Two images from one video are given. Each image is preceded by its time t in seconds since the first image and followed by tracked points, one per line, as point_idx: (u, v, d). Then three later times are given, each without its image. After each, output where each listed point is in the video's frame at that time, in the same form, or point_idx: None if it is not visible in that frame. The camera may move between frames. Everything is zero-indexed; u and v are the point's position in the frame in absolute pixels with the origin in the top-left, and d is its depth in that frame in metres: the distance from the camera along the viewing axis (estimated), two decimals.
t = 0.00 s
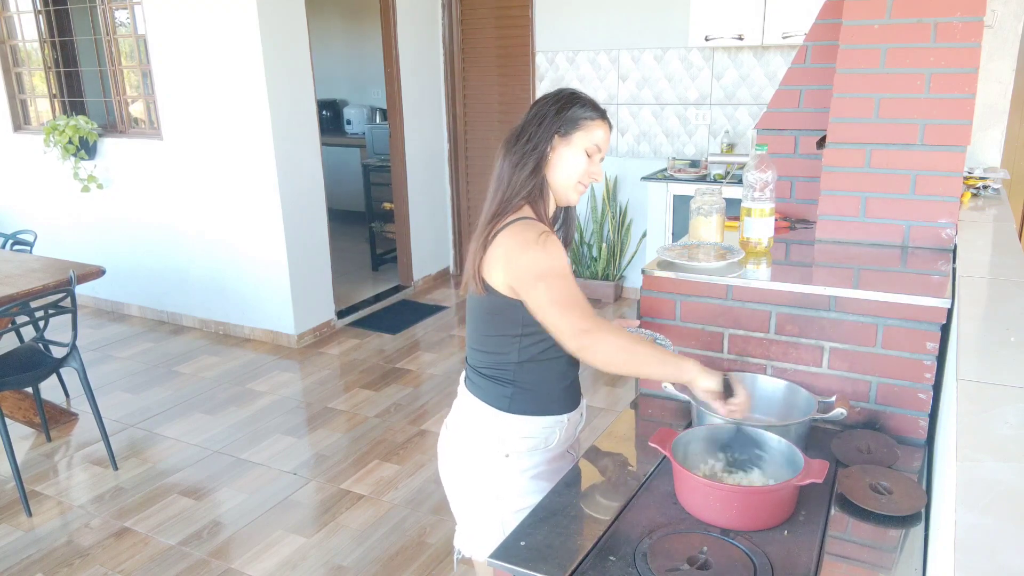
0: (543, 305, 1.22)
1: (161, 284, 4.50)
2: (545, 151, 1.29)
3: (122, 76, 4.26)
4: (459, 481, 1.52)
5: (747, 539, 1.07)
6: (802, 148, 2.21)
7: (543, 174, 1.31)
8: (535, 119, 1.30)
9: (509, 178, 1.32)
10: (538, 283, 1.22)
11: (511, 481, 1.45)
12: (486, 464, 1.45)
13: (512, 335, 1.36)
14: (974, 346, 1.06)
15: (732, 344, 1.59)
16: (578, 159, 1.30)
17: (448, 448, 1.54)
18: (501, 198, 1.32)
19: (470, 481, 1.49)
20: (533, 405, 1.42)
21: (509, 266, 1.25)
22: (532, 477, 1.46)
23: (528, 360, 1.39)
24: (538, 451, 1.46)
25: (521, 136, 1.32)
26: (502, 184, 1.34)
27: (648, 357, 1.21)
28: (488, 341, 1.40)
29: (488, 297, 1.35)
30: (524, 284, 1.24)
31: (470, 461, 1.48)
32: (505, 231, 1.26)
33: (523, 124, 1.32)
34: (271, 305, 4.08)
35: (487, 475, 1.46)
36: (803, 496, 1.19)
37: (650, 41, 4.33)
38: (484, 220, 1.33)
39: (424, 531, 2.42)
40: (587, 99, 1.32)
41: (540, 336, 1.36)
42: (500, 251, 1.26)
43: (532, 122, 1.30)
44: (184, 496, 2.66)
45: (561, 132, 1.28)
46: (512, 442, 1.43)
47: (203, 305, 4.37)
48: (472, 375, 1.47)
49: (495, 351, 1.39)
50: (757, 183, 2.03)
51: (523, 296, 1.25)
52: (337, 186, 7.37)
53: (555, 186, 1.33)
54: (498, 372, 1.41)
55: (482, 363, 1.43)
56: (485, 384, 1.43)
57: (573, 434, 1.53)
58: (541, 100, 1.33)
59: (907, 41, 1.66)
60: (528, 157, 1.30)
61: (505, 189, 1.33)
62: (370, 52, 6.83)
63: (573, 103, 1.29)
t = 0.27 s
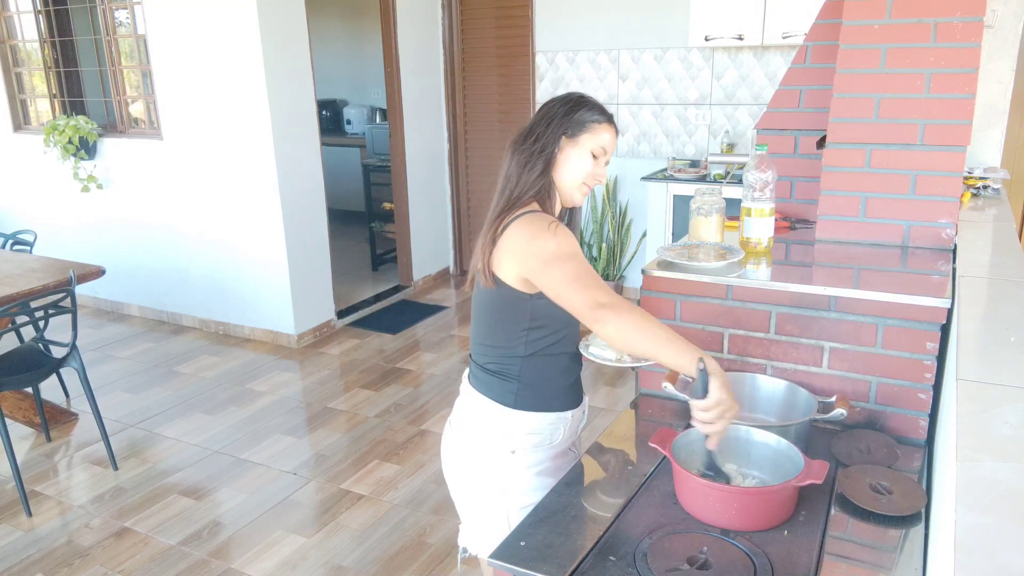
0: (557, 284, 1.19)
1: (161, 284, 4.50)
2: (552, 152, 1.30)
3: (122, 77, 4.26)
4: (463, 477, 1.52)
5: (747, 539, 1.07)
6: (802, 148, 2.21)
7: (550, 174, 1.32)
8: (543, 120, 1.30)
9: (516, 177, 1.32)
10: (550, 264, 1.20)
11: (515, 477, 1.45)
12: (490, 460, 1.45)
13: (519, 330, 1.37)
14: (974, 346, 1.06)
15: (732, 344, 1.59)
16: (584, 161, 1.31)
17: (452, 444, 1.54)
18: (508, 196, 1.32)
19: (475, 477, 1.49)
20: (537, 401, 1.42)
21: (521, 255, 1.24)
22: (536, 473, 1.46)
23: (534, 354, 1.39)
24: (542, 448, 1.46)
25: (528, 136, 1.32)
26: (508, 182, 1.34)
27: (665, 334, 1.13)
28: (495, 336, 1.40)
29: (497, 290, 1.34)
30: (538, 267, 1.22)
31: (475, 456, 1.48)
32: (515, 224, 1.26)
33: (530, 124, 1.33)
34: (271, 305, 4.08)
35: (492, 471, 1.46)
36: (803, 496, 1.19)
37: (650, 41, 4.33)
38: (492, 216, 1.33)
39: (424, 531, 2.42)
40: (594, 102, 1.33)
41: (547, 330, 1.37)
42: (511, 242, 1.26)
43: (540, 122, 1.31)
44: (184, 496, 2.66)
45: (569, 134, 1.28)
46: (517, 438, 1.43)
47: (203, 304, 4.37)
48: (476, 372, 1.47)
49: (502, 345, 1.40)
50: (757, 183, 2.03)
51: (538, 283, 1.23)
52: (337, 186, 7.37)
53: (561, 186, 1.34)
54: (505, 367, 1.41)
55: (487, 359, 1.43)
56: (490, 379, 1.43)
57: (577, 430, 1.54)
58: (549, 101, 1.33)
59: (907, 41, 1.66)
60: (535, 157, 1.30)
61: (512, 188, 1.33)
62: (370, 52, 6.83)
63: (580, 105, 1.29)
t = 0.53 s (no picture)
0: (555, 296, 1.17)
1: (161, 284, 4.51)
2: (548, 151, 1.29)
3: (122, 76, 4.26)
4: (467, 478, 1.52)
5: (747, 539, 1.07)
6: (802, 148, 2.21)
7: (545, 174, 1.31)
8: (537, 120, 1.30)
9: (512, 177, 1.32)
10: (548, 274, 1.18)
11: (519, 478, 1.46)
12: (496, 463, 1.46)
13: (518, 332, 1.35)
14: (974, 346, 1.06)
15: (733, 344, 1.59)
16: (580, 160, 1.30)
17: (455, 445, 1.54)
18: (504, 197, 1.32)
19: (479, 479, 1.50)
20: (540, 402, 1.42)
21: (519, 259, 1.23)
22: (540, 474, 1.47)
23: (534, 356, 1.38)
24: (545, 448, 1.46)
25: (523, 136, 1.32)
26: (504, 183, 1.34)
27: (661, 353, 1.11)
28: (494, 339, 1.39)
29: (497, 291, 1.33)
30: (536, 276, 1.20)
31: (479, 458, 1.49)
32: (513, 226, 1.25)
33: (525, 125, 1.33)
34: (271, 305, 4.08)
35: (496, 473, 1.47)
36: (804, 496, 1.19)
37: (650, 41, 4.33)
38: (489, 218, 1.32)
39: (424, 531, 2.42)
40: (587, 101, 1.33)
41: (547, 332, 1.35)
42: (510, 244, 1.24)
43: (534, 122, 1.31)
44: (184, 496, 2.66)
45: (564, 132, 1.28)
46: (520, 440, 1.44)
47: (203, 304, 4.37)
48: (477, 374, 1.47)
49: (502, 348, 1.39)
50: (756, 183, 2.03)
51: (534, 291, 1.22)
52: (337, 186, 7.37)
53: (557, 186, 1.33)
54: (505, 370, 1.40)
55: (487, 362, 1.43)
56: (491, 382, 1.43)
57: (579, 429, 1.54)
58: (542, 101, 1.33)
59: (907, 41, 1.66)
60: (531, 157, 1.30)
61: (508, 189, 1.33)
62: (370, 52, 6.83)
63: (574, 104, 1.29)
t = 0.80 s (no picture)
0: (540, 316, 1.19)
1: (161, 284, 4.51)
2: (528, 152, 1.29)
3: (122, 76, 4.26)
4: (462, 488, 1.51)
5: (747, 539, 1.07)
6: (802, 148, 2.21)
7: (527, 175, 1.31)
8: (515, 121, 1.29)
9: (493, 181, 1.32)
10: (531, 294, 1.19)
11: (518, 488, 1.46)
12: (495, 475, 1.45)
13: (511, 343, 1.36)
14: (974, 346, 1.06)
15: (733, 344, 1.59)
16: (562, 159, 1.30)
17: (449, 455, 1.53)
18: (485, 201, 1.32)
19: (475, 490, 1.49)
20: (537, 411, 1.42)
21: (503, 274, 1.24)
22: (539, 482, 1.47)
23: (528, 365, 1.39)
24: (543, 457, 1.47)
25: (502, 138, 1.31)
26: (485, 187, 1.33)
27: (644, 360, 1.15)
28: (487, 350, 1.38)
29: (481, 304, 1.34)
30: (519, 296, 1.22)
31: (475, 469, 1.47)
32: (496, 238, 1.25)
33: (503, 126, 1.32)
34: (271, 306, 4.08)
35: (494, 483, 1.46)
36: (804, 496, 1.19)
37: (650, 41, 4.33)
38: (470, 225, 1.32)
39: (424, 531, 2.42)
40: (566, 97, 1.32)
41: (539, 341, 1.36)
42: (493, 258, 1.25)
43: (512, 123, 1.30)
44: (184, 496, 2.66)
45: (544, 133, 1.27)
46: (520, 450, 1.44)
47: (203, 304, 4.37)
48: (471, 386, 1.46)
49: (496, 358, 1.38)
50: (756, 183, 2.03)
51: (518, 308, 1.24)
52: (337, 186, 7.37)
53: (540, 187, 1.33)
54: (501, 381, 1.40)
55: (480, 373, 1.42)
56: (487, 393, 1.42)
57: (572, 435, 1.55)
58: (520, 100, 1.32)
59: (907, 41, 1.66)
60: (512, 159, 1.29)
61: (489, 192, 1.32)
62: (370, 52, 6.83)
63: (552, 102, 1.28)
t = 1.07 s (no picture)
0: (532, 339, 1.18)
1: (161, 284, 4.51)
2: (513, 156, 1.26)
3: (122, 76, 4.26)
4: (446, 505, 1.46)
5: (747, 539, 1.07)
6: (802, 148, 2.21)
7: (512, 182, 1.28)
8: (499, 123, 1.27)
9: (475, 186, 1.29)
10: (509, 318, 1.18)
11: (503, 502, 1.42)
12: (482, 491, 1.41)
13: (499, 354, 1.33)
14: (974, 346, 1.06)
15: (733, 344, 1.59)
16: (547, 163, 1.27)
17: (429, 469, 1.48)
18: (467, 208, 1.29)
19: (458, 506, 1.44)
20: (524, 421, 1.40)
21: (491, 294, 1.21)
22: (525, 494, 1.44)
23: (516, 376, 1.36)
24: (527, 469, 1.44)
25: (484, 142, 1.28)
26: (468, 191, 1.30)
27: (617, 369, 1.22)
28: (471, 363, 1.35)
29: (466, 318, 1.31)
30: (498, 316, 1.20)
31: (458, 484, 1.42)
32: (484, 256, 1.21)
33: (485, 127, 1.29)
34: (271, 306, 4.08)
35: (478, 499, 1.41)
36: (804, 496, 1.19)
37: (650, 41, 4.33)
38: (452, 235, 1.30)
39: (424, 531, 2.42)
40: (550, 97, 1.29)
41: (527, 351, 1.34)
42: (481, 277, 1.21)
43: (495, 125, 1.27)
44: (184, 496, 2.66)
45: (530, 136, 1.25)
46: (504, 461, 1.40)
47: (203, 304, 4.37)
48: (455, 400, 1.41)
49: (481, 371, 1.35)
50: (757, 183, 2.02)
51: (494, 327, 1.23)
52: (337, 186, 7.37)
53: (526, 192, 1.30)
54: (487, 393, 1.37)
55: (466, 386, 1.38)
56: (472, 406, 1.38)
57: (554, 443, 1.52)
58: (501, 100, 1.29)
59: (907, 41, 1.66)
60: (496, 164, 1.27)
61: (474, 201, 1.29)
62: (370, 52, 6.83)
63: (534, 103, 1.26)
